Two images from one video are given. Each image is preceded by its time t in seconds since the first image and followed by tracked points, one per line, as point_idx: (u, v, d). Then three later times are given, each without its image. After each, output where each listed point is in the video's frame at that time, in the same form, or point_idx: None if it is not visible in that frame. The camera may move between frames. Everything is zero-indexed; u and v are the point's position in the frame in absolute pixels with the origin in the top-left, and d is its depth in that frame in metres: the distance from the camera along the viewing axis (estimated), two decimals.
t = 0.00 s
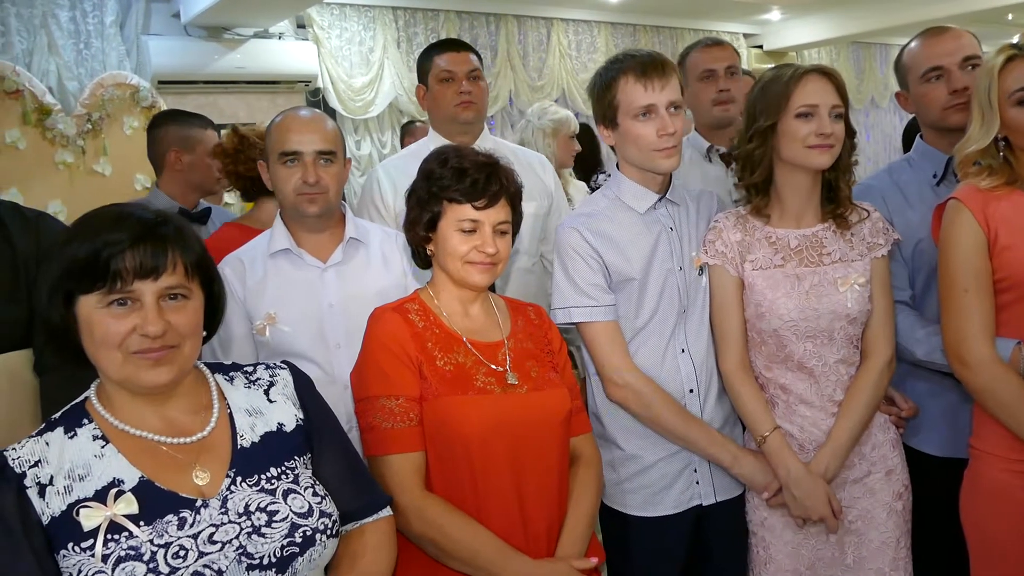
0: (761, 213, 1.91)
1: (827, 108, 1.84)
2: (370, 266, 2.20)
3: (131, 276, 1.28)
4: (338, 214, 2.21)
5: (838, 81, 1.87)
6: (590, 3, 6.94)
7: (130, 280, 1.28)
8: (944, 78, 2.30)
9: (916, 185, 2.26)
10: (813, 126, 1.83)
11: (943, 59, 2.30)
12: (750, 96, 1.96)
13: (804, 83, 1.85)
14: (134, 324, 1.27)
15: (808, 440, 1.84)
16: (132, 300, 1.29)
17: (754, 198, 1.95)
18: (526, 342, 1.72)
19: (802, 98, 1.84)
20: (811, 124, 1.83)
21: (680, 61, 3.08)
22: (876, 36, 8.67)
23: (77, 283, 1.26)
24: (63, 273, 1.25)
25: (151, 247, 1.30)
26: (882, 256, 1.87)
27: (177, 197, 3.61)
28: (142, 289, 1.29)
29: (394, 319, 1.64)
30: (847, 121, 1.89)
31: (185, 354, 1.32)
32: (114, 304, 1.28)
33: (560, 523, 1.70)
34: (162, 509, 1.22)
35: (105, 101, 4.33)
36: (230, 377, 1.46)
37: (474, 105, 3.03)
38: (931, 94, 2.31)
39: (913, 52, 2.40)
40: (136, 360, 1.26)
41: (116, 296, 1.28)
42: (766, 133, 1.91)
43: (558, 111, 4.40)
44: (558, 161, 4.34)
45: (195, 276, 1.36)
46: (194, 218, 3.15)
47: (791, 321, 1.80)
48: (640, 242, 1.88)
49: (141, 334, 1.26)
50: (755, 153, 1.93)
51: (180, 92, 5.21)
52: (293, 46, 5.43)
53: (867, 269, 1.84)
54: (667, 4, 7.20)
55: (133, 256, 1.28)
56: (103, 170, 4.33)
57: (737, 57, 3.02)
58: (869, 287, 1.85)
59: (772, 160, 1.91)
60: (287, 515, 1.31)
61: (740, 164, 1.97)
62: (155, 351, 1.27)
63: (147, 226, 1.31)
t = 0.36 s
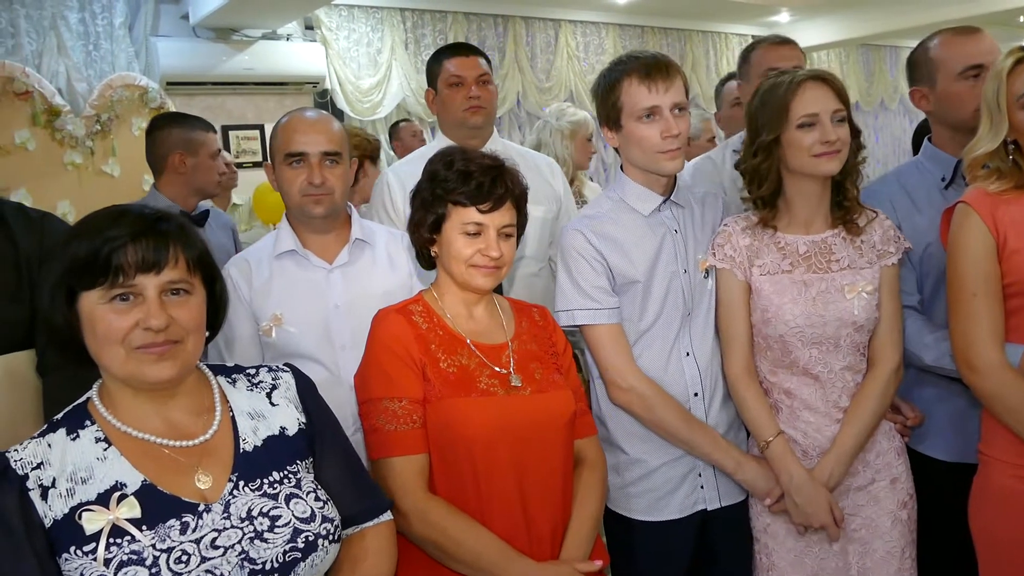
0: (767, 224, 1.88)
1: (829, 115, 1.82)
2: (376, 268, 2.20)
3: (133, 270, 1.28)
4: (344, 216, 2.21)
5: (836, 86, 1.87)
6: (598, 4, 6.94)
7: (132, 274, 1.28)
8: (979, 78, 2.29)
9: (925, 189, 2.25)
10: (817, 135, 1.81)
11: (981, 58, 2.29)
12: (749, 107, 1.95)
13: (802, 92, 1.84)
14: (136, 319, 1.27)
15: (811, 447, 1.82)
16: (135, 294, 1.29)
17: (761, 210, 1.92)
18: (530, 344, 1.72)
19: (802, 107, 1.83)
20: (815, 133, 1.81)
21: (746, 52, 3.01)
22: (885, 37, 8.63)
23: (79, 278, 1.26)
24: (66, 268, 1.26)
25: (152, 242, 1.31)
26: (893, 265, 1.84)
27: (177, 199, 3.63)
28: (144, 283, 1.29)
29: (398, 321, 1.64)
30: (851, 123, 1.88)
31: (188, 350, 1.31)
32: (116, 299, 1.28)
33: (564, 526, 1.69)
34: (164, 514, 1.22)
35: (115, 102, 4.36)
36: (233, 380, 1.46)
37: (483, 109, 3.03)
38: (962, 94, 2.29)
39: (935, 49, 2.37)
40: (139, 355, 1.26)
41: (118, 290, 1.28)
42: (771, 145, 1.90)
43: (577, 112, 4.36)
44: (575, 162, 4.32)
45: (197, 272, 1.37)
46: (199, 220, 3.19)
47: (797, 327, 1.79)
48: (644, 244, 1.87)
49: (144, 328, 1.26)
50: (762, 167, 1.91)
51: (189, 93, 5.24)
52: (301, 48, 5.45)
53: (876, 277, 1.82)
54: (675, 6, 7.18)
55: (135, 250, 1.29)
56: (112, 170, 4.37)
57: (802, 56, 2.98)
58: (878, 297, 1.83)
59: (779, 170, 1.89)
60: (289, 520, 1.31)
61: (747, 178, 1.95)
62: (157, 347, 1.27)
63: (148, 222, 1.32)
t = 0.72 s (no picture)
0: (774, 224, 1.87)
1: (820, 114, 1.81)
2: (386, 267, 2.21)
3: (142, 276, 1.29)
4: (354, 216, 2.22)
5: (829, 84, 1.83)
6: (609, 4, 6.93)
7: (141, 281, 1.29)
8: (967, 82, 2.27)
9: (937, 190, 2.23)
10: (808, 136, 1.81)
11: (968, 63, 2.28)
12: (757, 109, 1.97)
13: (791, 93, 1.85)
14: (145, 325, 1.28)
15: (821, 445, 1.82)
16: (143, 301, 1.30)
17: (771, 209, 1.93)
18: (539, 344, 1.72)
19: (791, 109, 1.84)
20: (806, 134, 1.82)
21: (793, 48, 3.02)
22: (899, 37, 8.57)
23: (88, 285, 1.27)
24: (74, 274, 1.27)
25: (160, 248, 1.31)
26: (916, 254, 1.79)
27: (182, 201, 3.67)
28: (153, 289, 1.30)
29: (407, 321, 1.64)
30: (852, 117, 1.85)
31: (195, 355, 1.33)
32: (125, 305, 1.29)
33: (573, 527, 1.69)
34: (174, 513, 1.23)
35: (128, 103, 4.40)
36: (239, 380, 1.47)
37: (495, 109, 3.03)
38: (954, 98, 2.28)
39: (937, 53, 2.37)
40: (148, 360, 1.28)
41: (127, 296, 1.29)
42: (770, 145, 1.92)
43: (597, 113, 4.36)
44: (592, 162, 4.31)
45: (204, 278, 1.38)
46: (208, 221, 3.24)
47: (807, 320, 1.79)
48: (655, 244, 1.87)
49: (153, 335, 1.28)
50: (762, 167, 1.93)
51: (201, 94, 5.27)
52: (313, 49, 5.47)
53: (895, 270, 1.79)
54: (686, 5, 7.16)
55: (143, 257, 1.29)
56: (125, 171, 4.40)
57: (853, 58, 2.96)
58: (897, 290, 1.80)
59: (780, 168, 1.91)
60: (297, 519, 1.31)
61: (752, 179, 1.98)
62: (166, 352, 1.28)
63: (156, 227, 1.33)
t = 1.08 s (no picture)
0: (788, 226, 1.88)
1: (843, 117, 1.80)
2: (397, 268, 2.22)
3: (152, 275, 1.30)
4: (366, 216, 2.23)
5: (854, 86, 1.83)
6: (620, 5, 6.92)
7: (151, 280, 1.30)
8: (971, 85, 2.27)
9: (948, 192, 2.21)
10: (830, 137, 1.80)
11: (971, 66, 2.27)
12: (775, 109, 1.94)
13: (816, 93, 1.83)
14: (156, 324, 1.29)
15: (832, 450, 1.81)
16: (154, 300, 1.31)
17: (784, 211, 1.92)
18: (548, 343, 1.72)
19: (815, 110, 1.82)
20: (828, 134, 1.80)
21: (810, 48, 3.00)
22: (911, 37, 8.52)
23: (99, 284, 1.28)
24: (86, 273, 1.29)
25: (170, 248, 1.33)
26: (927, 264, 1.79)
27: (194, 201, 3.68)
28: (163, 288, 1.31)
29: (417, 320, 1.65)
30: (874, 121, 1.84)
31: (206, 352, 1.34)
32: (136, 304, 1.30)
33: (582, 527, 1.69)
34: (185, 510, 1.24)
35: (141, 104, 4.43)
36: (250, 380, 1.48)
37: (504, 109, 3.04)
38: (958, 102, 2.28)
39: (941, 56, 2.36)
40: (159, 359, 1.29)
41: (138, 295, 1.30)
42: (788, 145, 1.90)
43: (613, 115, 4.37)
44: (608, 164, 4.31)
45: (214, 276, 1.39)
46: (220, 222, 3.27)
47: (819, 328, 1.78)
48: (668, 244, 1.87)
49: (164, 333, 1.28)
50: (780, 167, 1.92)
51: (213, 95, 5.30)
52: (324, 50, 5.49)
53: (907, 279, 1.78)
54: (697, 6, 7.14)
55: (154, 256, 1.31)
56: (138, 171, 4.43)
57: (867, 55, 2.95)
58: (908, 299, 1.79)
59: (798, 168, 1.89)
60: (307, 516, 1.32)
61: (768, 178, 1.95)
62: (177, 350, 1.29)
63: (167, 227, 1.34)
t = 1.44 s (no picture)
0: (807, 217, 1.87)
1: (880, 109, 1.79)
2: (417, 268, 2.23)
3: (172, 274, 1.32)
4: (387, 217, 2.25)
5: (891, 81, 1.83)
6: (639, 6, 6.91)
7: (171, 278, 1.32)
8: (991, 91, 2.24)
9: (971, 195, 2.19)
10: (865, 128, 1.78)
11: (991, 72, 2.24)
12: (803, 100, 1.93)
13: (854, 84, 1.81)
14: (175, 322, 1.30)
15: (854, 451, 1.79)
16: (175, 298, 1.33)
17: (802, 202, 1.90)
18: (563, 344, 1.73)
19: (853, 100, 1.80)
20: (864, 126, 1.79)
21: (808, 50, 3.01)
22: (934, 37, 8.44)
23: (121, 283, 1.30)
24: (108, 273, 1.31)
25: (189, 246, 1.34)
26: (938, 263, 1.82)
27: (217, 202, 3.72)
28: (183, 286, 1.33)
29: (432, 321, 1.65)
30: (905, 122, 1.84)
31: (226, 351, 1.35)
32: (157, 302, 1.32)
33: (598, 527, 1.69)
34: (206, 508, 1.25)
35: (163, 105, 4.48)
36: (270, 378, 1.49)
37: (520, 110, 3.03)
38: (978, 107, 2.25)
39: (961, 58, 2.33)
40: (179, 357, 1.30)
41: (159, 294, 1.32)
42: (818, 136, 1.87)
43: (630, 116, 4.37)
44: (627, 165, 4.30)
45: (234, 276, 1.40)
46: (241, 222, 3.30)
47: (843, 327, 1.76)
48: (690, 246, 1.86)
49: (184, 331, 1.30)
50: (807, 157, 1.88)
51: (234, 96, 5.34)
52: (343, 51, 5.52)
53: (923, 277, 1.79)
54: (717, 6, 7.11)
55: (173, 255, 1.32)
56: (160, 172, 4.47)
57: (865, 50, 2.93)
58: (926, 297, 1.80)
59: (825, 162, 1.87)
60: (326, 515, 1.33)
61: (792, 166, 1.92)
62: (197, 349, 1.31)
63: (185, 227, 1.36)
